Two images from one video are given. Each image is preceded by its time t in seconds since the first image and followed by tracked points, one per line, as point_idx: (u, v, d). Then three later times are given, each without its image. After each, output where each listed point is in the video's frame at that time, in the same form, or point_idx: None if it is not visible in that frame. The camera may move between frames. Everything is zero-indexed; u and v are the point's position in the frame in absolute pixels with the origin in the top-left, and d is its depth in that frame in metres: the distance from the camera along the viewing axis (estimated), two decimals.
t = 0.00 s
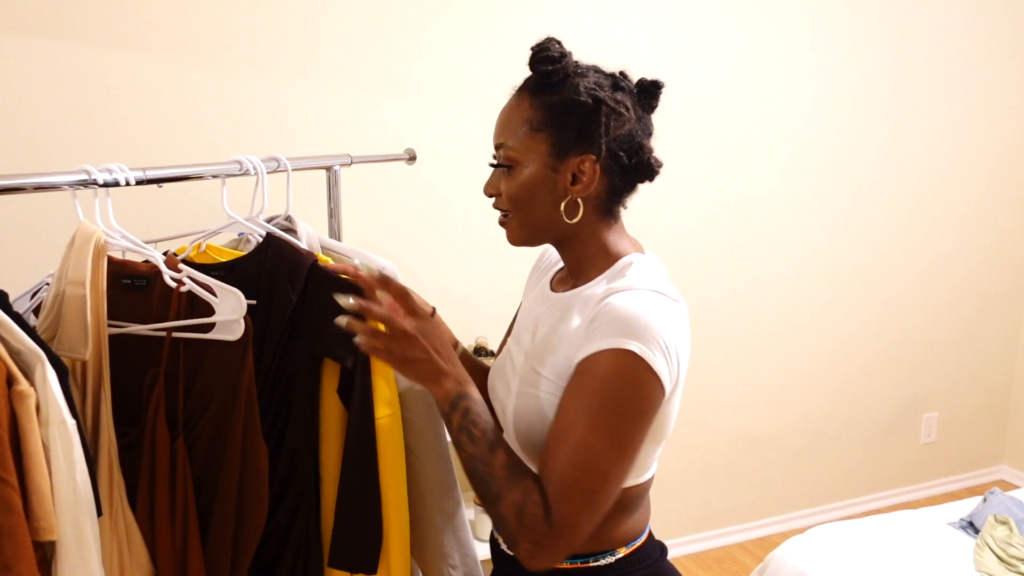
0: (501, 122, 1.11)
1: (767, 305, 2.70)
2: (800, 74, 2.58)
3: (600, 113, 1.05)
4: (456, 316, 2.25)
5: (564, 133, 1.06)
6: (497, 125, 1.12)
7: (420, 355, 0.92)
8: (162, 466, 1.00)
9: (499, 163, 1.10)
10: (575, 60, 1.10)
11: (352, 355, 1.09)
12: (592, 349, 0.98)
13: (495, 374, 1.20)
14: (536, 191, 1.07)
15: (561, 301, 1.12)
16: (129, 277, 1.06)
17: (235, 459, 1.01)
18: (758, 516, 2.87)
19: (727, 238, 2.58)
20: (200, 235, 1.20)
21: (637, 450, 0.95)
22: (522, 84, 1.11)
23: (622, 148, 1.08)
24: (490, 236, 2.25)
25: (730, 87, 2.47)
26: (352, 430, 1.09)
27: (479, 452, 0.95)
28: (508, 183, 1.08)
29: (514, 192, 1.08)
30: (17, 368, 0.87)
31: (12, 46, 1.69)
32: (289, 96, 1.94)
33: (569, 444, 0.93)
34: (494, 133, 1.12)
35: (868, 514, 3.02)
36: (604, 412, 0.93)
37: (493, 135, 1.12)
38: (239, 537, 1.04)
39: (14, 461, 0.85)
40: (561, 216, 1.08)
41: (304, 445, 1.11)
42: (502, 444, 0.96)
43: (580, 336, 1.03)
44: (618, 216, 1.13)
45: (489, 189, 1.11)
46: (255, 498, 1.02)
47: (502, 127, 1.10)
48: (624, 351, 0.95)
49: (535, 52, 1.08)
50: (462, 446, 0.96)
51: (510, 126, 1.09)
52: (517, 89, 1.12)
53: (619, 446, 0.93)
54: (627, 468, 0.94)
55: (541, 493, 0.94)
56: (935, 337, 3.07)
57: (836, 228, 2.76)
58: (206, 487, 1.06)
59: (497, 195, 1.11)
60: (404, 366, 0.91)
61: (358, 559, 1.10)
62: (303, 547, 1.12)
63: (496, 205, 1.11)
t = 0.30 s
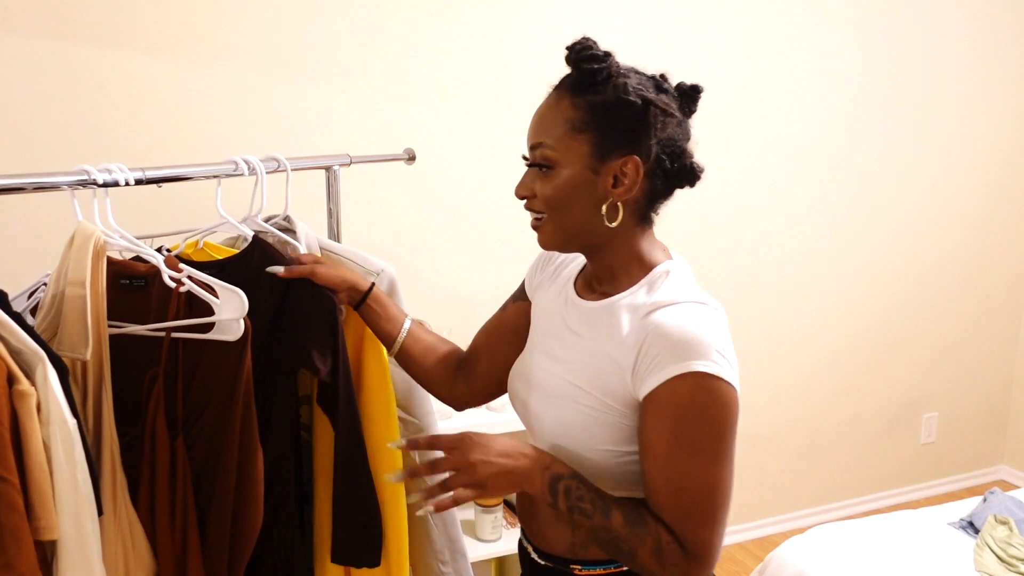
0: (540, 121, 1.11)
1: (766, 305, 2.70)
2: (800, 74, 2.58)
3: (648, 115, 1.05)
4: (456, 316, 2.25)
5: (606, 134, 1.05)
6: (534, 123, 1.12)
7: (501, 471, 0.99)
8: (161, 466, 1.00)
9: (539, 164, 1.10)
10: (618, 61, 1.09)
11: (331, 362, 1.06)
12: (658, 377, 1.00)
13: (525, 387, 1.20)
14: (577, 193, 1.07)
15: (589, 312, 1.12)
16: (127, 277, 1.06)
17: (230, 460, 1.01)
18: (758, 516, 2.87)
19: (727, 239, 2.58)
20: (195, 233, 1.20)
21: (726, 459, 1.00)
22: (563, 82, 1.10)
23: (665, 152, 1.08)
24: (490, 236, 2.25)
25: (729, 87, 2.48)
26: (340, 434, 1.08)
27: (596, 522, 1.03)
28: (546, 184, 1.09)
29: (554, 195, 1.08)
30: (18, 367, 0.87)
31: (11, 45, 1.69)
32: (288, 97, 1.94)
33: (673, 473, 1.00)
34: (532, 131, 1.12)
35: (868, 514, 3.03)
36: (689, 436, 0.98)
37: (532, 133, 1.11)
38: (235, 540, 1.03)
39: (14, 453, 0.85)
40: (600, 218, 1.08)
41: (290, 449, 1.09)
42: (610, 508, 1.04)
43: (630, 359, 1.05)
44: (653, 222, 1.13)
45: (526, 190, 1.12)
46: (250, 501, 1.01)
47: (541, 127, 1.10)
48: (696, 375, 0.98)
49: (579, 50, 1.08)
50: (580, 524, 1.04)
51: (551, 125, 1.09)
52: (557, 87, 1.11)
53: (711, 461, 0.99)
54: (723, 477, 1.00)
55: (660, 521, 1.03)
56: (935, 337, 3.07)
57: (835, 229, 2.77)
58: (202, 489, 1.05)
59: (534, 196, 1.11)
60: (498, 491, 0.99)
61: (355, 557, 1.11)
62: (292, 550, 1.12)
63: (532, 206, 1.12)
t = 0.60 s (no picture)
0: (612, 125, 1.06)
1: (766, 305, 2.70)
2: (799, 74, 2.58)
3: (725, 122, 1.07)
4: (456, 316, 2.26)
5: (687, 141, 1.05)
6: (598, 128, 1.08)
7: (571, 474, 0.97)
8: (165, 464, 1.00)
9: (612, 170, 1.06)
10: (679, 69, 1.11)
11: (312, 368, 1.05)
12: (724, 383, 0.99)
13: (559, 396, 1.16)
14: (659, 198, 1.05)
15: (632, 318, 1.10)
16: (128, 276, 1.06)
17: (230, 460, 1.00)
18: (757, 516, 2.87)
19: (726, 239, 2.58)
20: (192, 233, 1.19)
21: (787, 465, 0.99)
22: (630, 87, 1.08)
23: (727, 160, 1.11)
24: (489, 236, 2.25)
25: (728, 87, 2.48)
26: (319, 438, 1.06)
27: (664, 537, 1.00)
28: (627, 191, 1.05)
29: (635, 201, 1.05)
30: (18, 366, 0.87)
31: (12, 46, 1.69)
32: (288, 98, 1.94)
33: (742, 480, 0.98)
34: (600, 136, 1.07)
35: (868, 514, 3.03)
36: (757, 441, 0.97)
37: (602, 138, 1.07)
38: (239, 541, 1.02)
39: (15, 458, 0.85)
40: (675, 224, 1.07)
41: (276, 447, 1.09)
42: (678, 523, 1.01)
43: (686, 366, 1.03)
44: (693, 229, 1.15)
45: (596, 196, 1.07)
46: (255, 502, 1.01)
47: (615, 131, 1.06)
48: (765, 379, 0.97)
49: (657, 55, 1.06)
50: (648, 540, 1.01)
51: (626, 130, 1.05)
52: (619, 94, 1.09)
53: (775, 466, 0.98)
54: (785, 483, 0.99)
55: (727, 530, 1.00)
56: (935, 337, 3.07)
57: (834, 228, 2.77)
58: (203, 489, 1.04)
59: (606, 204, 1.06)
60: (567, 493, 0.98)
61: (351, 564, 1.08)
62: (275, 562, 1.07)
63: (601, 213, 1.07)
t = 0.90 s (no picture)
0: (674, 120, 1.05)
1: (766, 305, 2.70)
2: (800, 74, 2.58)
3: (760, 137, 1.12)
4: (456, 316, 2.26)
5: (731, 149, 1.09)
6: (652, 120, 1.06)
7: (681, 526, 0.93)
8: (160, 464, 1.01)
9: (666, 165, 1.05)
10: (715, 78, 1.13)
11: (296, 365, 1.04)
12: (768, 383, 1.02)
13: (566, 403, 1.11)
14: (702, 200, 1.07)
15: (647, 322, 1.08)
16: (128, 275, 1.06)
17: (223, 463, 0.99)
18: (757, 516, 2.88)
19: (727, 239, 2.58)
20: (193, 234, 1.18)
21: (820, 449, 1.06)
22: (685, 87, 1.08)
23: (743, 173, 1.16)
24: (489, 236, 2.25)
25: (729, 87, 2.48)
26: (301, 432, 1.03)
27: (754, 544, 1.00)
28: (684, 188, 1.04)
29: (687, 201, 1.04)
30: (17, 367, 0.87)
31: (12, 46, 1.69)
32: (288, 97, 1.94)
33: (790, 468, 1.03)
34: (661, 129, 1.05)
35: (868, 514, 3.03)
36: (792, 427, 1.03)
37: (662, 131, 1.05)
38: (231, 543, 1.02)
39: (13, 460, 0.85)
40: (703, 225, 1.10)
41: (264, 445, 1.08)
42: (758, 527, 1.01)
43: (722, 371, 1.04)
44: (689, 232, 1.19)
45: (649, 189, 1.05)
46: (249, 504, 1.01)
47: (678, 125, 1.04)
48: (799, 373, 1.02)
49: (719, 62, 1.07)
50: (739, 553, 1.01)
51: (688, 127, 1.05)
52: (674, 91, 1.08)
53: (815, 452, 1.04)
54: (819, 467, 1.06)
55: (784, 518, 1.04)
56: (935, 337, 3.07)
57: (835, 228, 2.77)
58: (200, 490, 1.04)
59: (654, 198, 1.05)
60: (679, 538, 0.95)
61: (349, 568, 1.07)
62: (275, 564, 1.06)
63: (647, 207, 1.05)
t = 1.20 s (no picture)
0: (645, 115, 1.05)
1: (767, 304, 2.70)
2: (800, 74, 2.58)
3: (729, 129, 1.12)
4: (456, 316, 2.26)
5: (703, 140, 1.09)
6: (622, 116, 1.06)
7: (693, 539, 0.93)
8: (154, 464, 1.01)
9: (641, 160, 1.05)
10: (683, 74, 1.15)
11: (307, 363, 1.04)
12: (758, 385, 1.03)
13: (558, 409, 1.11)
14: (680, 194, 1.06)
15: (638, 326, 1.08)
16: (128, 276, 1.05)
17: (220, 464, 1.00)
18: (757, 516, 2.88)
19: (727, 239, 2.58)
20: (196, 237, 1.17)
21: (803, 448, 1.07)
22: (653, 81, 1.09)
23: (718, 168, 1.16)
24: (489, 236, 2.25)
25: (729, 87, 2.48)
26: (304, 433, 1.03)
27: (752, 546, 1.00)
28: (661, 182, 1.04)
29: (665, 195, 1.04)
30: (17, 367, 0.87)
31: (12, 45, 1.69)
32: (288, 97, 1.94)
33: (773, 468, 1.04)
34: (632, 124, 1.05)
35: (868, 514, 3.03)
36: (778, 426, 1.03)
37: (631, 128, 1.05)
38: (225, 543, 1.02)
39: (13, 460, 0.85)
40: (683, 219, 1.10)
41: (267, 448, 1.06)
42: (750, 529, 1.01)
43: (712, 374, 1.04)
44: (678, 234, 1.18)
45: (626, 185, 1.04)
46: (243, 506, 1.01)
47: (648, 120, 1.05)
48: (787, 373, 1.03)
49: (680, 53, 1.09)
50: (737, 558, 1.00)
51: (657, 120, 1.05)
52: (642, 86, 1.08)
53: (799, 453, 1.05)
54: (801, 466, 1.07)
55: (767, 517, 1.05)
56: (935, 338, 3.07)
57: (835, 228, 2.77)
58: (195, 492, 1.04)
59: (632, 195, 1.04)
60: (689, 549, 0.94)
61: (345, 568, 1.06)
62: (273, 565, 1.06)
63: (626, 206, 1.05)
